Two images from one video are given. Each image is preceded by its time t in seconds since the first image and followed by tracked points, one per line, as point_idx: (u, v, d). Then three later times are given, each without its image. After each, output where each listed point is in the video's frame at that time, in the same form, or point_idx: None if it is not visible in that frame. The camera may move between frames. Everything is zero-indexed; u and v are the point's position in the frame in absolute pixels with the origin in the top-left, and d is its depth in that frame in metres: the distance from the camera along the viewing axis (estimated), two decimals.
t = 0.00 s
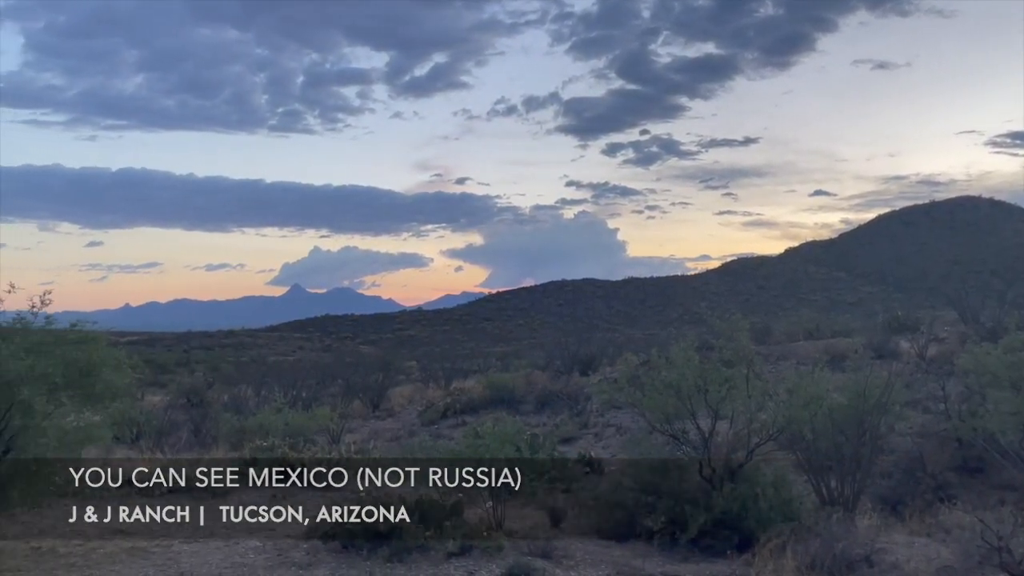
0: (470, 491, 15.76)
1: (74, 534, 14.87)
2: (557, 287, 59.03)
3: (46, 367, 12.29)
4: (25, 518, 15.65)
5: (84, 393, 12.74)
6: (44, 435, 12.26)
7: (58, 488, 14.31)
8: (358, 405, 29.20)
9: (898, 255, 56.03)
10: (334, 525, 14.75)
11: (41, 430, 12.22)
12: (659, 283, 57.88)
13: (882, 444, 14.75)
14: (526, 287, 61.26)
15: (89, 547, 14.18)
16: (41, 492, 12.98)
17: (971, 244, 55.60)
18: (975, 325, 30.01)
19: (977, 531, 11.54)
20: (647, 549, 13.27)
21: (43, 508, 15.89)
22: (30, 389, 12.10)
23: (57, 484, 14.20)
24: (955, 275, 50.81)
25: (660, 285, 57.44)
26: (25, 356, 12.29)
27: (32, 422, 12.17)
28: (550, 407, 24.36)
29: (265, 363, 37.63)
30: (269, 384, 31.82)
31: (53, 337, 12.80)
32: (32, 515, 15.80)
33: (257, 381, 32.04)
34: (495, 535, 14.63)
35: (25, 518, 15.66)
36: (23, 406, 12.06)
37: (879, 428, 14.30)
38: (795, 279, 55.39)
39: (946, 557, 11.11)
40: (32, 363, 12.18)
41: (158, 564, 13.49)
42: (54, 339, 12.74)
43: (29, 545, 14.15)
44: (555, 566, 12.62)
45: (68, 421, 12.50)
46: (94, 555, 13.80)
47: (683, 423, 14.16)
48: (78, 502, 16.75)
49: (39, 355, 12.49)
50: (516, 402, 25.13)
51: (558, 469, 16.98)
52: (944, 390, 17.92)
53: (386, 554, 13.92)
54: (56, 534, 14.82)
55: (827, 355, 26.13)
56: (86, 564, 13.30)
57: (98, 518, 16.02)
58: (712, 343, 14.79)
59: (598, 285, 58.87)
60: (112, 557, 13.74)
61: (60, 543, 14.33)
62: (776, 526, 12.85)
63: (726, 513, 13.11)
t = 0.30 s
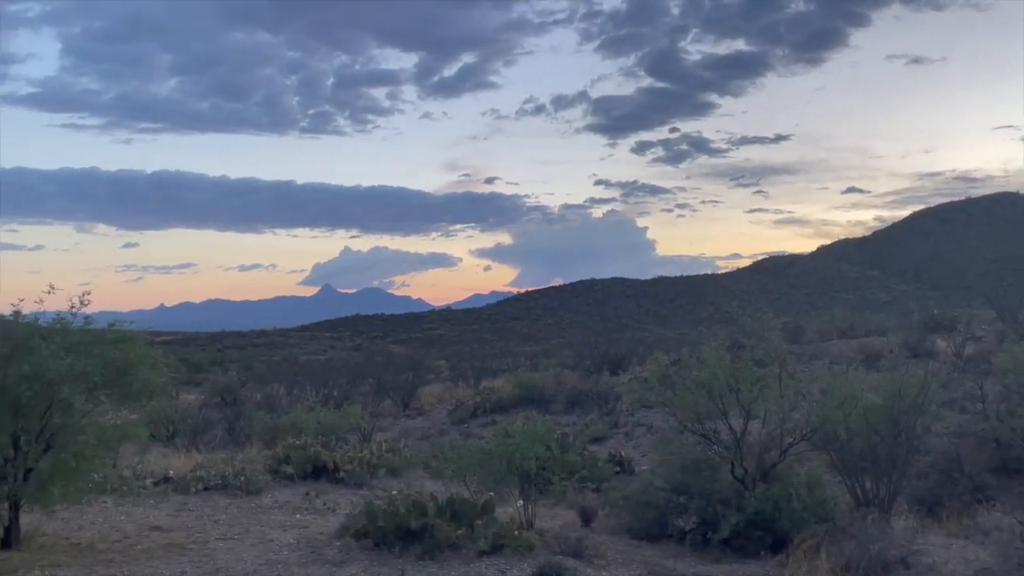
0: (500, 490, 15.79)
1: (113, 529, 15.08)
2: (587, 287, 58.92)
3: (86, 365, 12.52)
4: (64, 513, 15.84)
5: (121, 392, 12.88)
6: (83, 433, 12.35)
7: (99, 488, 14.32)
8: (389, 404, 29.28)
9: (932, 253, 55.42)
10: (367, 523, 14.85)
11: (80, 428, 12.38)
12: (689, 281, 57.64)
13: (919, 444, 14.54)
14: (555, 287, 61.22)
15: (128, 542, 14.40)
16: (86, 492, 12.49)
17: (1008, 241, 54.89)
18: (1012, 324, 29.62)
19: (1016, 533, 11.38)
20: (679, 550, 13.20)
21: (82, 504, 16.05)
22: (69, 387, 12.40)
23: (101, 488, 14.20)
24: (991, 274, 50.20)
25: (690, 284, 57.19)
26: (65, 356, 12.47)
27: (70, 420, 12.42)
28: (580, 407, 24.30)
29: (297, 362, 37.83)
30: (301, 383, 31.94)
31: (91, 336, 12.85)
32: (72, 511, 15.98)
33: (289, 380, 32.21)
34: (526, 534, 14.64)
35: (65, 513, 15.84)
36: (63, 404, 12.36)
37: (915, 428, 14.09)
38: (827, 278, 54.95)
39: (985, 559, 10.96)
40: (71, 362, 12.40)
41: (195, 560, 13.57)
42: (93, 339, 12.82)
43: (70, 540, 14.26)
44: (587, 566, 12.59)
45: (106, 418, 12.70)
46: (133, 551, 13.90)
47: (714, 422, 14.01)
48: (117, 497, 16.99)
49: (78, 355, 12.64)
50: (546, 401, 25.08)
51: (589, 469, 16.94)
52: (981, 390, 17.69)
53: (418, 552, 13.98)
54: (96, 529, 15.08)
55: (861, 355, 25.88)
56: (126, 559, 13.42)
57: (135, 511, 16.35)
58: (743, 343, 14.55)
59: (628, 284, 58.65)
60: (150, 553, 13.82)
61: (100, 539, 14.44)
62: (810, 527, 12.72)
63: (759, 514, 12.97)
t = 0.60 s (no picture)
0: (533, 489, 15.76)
1: (150, 526, 15.18)
2: (617, 286, 58.73)
3: (125, 364, 12.65)
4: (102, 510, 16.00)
5: (160, 390, 13.11)
6: (124, 431, 12.64)
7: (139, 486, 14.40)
8: (420, 403, 29.32)
9: (970, 250, 54.74)
10: (401, 520, 14.88)
11: (122, 426, 12.64)
12: (720, 280, 57.31)
13: (958, 444, 14.34)
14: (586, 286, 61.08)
15: (166, 537, 14.52)
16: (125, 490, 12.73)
17: None
18: None
19: None
20: (713, 550, 13.10)
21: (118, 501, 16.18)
22: (110, 386, 12.54)
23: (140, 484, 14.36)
24: None
25: (722, 282, 56.86)
26: (105, 355, 12.55)
27: (112, 418, 12.62)
28: (611, 406, 24.20)
29: (330, 362, 37.99)
30: (333, 382, 32.04)
31: (131, 335, 12.96)
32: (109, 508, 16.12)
33: (322, 379, 32.35)
34: (559, 533, 14.61)
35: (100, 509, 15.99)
36: (104, 402, 12.51)
37: (954, 428, 13.87)
38: (862, 276, 54.43)
39: None
40: (112, 361, 12.52)
41: (232, 556, 13.64)
42: (133, 338, 12.96)
43: (110, 535, 14.38)
44: (621, 565, 12.51)
45: (145, 416, 12.93)
46: (169, 546, 13.99)
47: (748, 421, 13.89)
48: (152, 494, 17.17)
49: (118, 354, 12.75)
50: (577, 400, 25.01)
51: (621, 468, 16.86)
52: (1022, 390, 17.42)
53: (452, 551, 14.01)
54: (133, 524, 15.20)
55: (898, 354, 25.59)
56: (163, 554, 13.51)
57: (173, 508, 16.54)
58: (777, 341, 14.46)
59: (660, 282, 58.39)
60: (188, 549, 13.89)
61: (140, 534, 14.54)
62: (847, 528, 12.58)
63: (794, 514, 12.80)
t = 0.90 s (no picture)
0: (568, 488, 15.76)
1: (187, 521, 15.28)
2: (649, 284, 58.49)
3: (164, 362, 13.24)
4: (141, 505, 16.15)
5: (198, 388, 13.74)
6: (164, 427, 13.38)
7: (177, 481, 14.51)
8: (452, 401, 29.32)
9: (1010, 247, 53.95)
10: (435, 517, 14.91)
11: (162, 423, 13.34)
12: (754, 278, 56.90)
13: (1000, 444, 14.10)
14: (618, 284, 60.88)
15: (203, 532, 14.62)
16: (165, 485, 13.69)
17: None
18: None
19: None
20: (748, 551, 12.96)
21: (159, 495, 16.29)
22: (151, 383, 13.15)
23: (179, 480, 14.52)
24: None
25: (755, 280, 56.45)
26: (146, 352, 13.16)
27: (153, 415, 13.29)
28: (643, 405, 24.06)
29: (363, 359, 38.11)
30: (366, 380, 32.14)
31: (170, 334, 13.58)
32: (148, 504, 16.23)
33: (355, 377, 32.44)
34: (592, 532, 14.58)
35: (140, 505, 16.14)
36: (145, 400, 13.14)
37: (996, 428, 13.62)
38: (898, 273, 53.83)
39: None
40: (153, 358, 13.12)
41: (268, 552, 13.70)
42: (173, 337, 13.61)
43: (149, 531, 14.46)
44: (654, 565, 12.43)
45: (183, 414, 13.59)
46: (208, 541, 14.09)
47: (784, 421, 13.76)
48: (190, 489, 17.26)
49: (158, 352, 13.38)
50: (608, 398, 24.89)
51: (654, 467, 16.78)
52: None
53: (485, 549, 14.04)
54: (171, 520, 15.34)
55: (937, 353, 25.24)
56: (201, 549, 13.62)
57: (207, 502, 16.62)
58: (814, 340, 14.34)
59: (692, 280, 58.09)
60: (225, 544, 13.98)
61: (179, 530, 14.63)
62: (885, 530, 12.43)
63: (831, 515, 12.65)
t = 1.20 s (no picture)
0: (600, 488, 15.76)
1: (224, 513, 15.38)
2: (682, 282, 58.16)
3: (203, 360, 13.60)
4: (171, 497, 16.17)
5: (236, 385, 14.11)
6: (202, 424, 13.80)
7: (188, 480, 14.34)
8: (485, 399, 29.26)
9: None
10: (468, 514, 14.91)
11: (200, 420, 13.77)
12: (789, 276, 56.41)
13: None
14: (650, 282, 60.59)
15: (237, 527, 14.71)
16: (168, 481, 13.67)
17: None
18: None
19: None
20: (784, 551, 12.79)
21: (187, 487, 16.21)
22: (189, 381, 13.53)
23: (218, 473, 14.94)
24: None
25: (790, 278, 55.96)
26: (185, 351, 13.54)
27: (191, 412, 13.72)
28: (677, 404, 23.88)
29: (396, 358, 38.14)
30: (399, 378, 32.18)
31: (209, 332, 13.91)
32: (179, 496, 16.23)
33: (388, 375, 32.47)
34: (626, 531, 14.54)
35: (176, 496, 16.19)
36: (183, 397, 13.57)
37: None
38: (937, 271, 53.13)
39: None
40: (192, 356, 13.49)
41: (305, 548, 13.77)
42: (212, 335, 13.93)
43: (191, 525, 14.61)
44: (689, 564, 12.32)
45: (221, 411, 14.00)
46: (243, 537, 14.18)
47: (820, 420, 13.61)
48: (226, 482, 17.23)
49: (197, 349, 13.72)
50: (641, 397, 24.73)
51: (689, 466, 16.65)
52: None
53: (519, 547, 14.03)
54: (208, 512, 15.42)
55: (978, 352, 24.84)
56: (238, 544, 13.71)
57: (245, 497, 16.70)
58: (851, 339, 14.18)
59: (725, 278, 57.69)
60: (262, 539, 14.08)
61: (217, 525, 14.72)
62: (926, 531, 12.25)
63: (870, 516, 12.48)
